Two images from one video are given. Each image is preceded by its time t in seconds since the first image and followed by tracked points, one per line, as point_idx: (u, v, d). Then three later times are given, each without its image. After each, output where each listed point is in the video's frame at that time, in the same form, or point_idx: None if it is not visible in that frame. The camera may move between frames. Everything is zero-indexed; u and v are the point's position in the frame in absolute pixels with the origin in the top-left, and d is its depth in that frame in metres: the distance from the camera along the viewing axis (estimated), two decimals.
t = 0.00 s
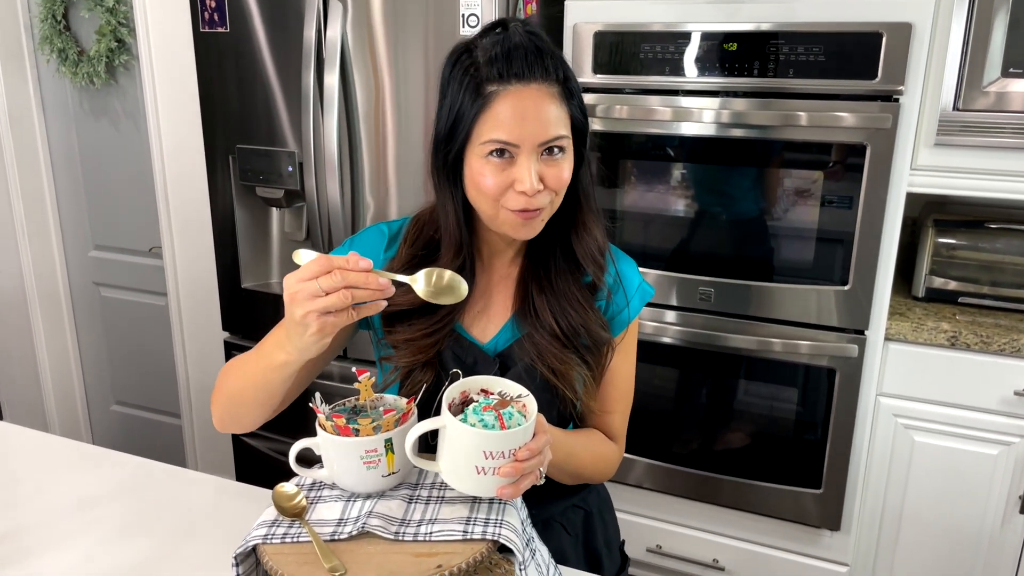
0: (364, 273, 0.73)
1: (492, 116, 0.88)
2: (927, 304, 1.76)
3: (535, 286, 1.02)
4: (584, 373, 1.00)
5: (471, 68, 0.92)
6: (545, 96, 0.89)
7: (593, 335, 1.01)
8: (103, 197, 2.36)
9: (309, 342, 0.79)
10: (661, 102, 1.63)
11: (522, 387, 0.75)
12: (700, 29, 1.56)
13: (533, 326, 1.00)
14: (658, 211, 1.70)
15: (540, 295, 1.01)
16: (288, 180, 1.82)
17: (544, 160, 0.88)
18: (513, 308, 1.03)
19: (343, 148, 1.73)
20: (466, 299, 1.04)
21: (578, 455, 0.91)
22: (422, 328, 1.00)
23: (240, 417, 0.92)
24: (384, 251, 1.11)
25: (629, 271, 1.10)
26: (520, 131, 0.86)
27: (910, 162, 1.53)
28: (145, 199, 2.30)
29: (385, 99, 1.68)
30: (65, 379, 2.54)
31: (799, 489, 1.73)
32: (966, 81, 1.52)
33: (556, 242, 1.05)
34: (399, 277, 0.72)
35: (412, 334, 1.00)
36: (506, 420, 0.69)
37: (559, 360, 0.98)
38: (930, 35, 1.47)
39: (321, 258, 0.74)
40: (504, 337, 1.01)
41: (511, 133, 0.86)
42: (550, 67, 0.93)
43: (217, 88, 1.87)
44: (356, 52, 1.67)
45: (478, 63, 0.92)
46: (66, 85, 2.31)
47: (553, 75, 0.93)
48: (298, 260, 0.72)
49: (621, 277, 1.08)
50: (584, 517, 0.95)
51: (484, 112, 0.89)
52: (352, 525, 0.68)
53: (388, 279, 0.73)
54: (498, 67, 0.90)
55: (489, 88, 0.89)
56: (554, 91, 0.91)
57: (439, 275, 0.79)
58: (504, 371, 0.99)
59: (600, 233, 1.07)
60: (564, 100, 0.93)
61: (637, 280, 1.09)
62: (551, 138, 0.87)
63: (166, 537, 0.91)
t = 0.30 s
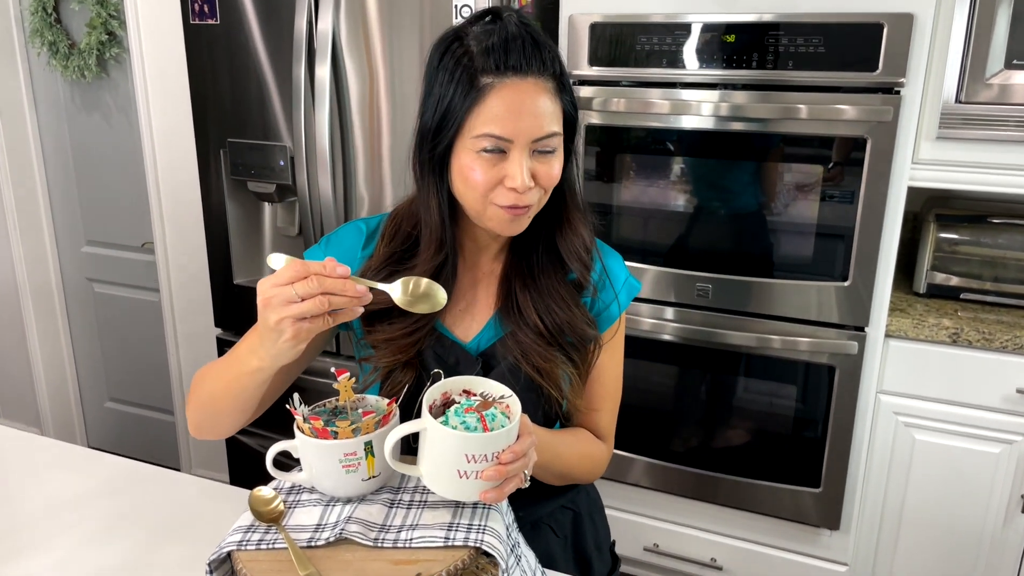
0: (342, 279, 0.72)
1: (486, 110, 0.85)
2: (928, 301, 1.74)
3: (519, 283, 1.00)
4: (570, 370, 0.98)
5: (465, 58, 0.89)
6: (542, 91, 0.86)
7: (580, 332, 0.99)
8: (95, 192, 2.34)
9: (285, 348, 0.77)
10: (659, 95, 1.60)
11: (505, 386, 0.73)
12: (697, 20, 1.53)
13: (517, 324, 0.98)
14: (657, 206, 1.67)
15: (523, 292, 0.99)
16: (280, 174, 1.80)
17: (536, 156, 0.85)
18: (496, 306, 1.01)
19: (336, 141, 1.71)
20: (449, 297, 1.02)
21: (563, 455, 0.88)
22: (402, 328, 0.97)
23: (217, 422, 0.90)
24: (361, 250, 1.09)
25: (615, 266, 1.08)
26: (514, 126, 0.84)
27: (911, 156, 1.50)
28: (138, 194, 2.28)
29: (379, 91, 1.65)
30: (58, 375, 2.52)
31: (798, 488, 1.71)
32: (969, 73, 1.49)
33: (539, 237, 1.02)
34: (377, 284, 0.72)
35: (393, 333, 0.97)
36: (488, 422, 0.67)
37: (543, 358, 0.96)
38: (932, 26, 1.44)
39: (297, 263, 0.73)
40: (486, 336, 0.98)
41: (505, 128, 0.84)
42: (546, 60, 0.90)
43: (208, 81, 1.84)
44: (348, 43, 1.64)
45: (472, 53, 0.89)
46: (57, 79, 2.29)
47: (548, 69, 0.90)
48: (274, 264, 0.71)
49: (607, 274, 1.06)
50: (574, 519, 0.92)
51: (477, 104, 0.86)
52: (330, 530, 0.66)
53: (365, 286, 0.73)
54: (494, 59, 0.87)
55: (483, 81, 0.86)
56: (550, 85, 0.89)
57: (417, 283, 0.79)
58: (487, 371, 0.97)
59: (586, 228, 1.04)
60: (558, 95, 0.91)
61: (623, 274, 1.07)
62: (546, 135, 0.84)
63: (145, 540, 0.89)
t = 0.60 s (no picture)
0: (331, 271, 0.70)
1: (485, 98, 0.83)
2: (932, 292, 1.72)
3: (514, 275, 0.98)
4: (566, 364, 0.96)
5: (465, 44, 0.87)
6: (543, 81, 0.84)
7: (576, 326, 0.98)
8: (92, 181, 2.32)
9: (274, 340, 0.76)
10: (661, 83, 1.58)
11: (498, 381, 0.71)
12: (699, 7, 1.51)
13: (512, 317, 0.96)
14: (658, 195, 1.66)
15: (519, 285, 0.98)
16: (277, 163, 1.78)
17: (535, 147, 0.84)
18: (492, 299, 0.99)
19: (333, 130, 1.69)
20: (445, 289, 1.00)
21: (558, 449, 0.86)
22: (396, 319, 0.96)
23: (209, 417, 0.89)
24: (354, 241, 1.08)
25: (614, 258, 1.06)
26: (513, 115, 0.82)
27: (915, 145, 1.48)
28: (135, 183, 2.26)
29: (377, 79, 1.63)
30: (57, 364, 2.52)
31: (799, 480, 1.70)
32: (975, 61, 1.47)
33: (536, 229, 1.01)
34: (367, 276, 0.71)
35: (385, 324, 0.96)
36: (480, 416, 0.65)
37: (539, 351, 0.94)
38: (938, 13, 1.41)
39: (286, 254, 0.72)
40: (481, 329, 0.97)
41: (504, 118, 0.82)
42: (549, 49, 0.88)
43: (204, 69, 1.82)
44: (344, 30, 1.62)
45: (472, 39, 0.87)
46: (53, 66, 2.27)
47: (550, 58, 0.88)
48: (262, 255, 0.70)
49: (607, 266, 1.04)
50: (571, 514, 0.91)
51: (476, 92, 0.84)
52: (321, 528, 0.65)
53: (355, 279, 0.71)
54: (496, 46, 0.85)
55: (483, 67, 0.85)
56: (552, 75, 0.87)
57: (405, 274, 0.76)
58: (482, 364, 0.95)
59: (584, 220, 1.03)
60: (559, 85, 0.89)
61: (621, 266, 1.05)
62: (545, 125, 0.83)
63: (138, 533, 0.88)
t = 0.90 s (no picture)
0: (344, 265, 0.70)
1: (499, 91, 0.82)
2: (941, 285, 1.71)
3: (525, 272, 0.97)
4: (577, 362, 0.95)
5: (478, 37, 0.85)
6: (559, 74, 0.83)
7: (588, 324, 0.97)
8: (94, 169, 2.31)
9: (286, 336, 0.75)
10: (667, 73, 1.56)
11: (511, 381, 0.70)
12: None
13: (523, 314, 0.95)
14: (662, 184, 1.64)
15: (530, 282, 0.97)
16: (281, 153, 1.77)
17: (550, 141, 0.82)
18: (502, 295, 0.99)
19: (337, 120, 1.67)
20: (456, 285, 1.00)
21: (569, 449, 0.85)
22: (405, 316, 0.95)
23: (218, 414, 0.88)
24: (363, 236, 1.06)
25: (627, 255, 1.05)
26: (529, 108, 0.80)
27: (927, 137, 1.46)
28: (137, 172, 2.25)
29: (381, 69, 1.61)
30: (59, 354, 2.51)
31: (806, 473, 1.69)
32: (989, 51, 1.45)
33: (547, 226, 1.00)
34: (381, 270, 0.70)
35: (393, 323, 0.95)
36: (493, 417, 0.64)
37: (550, 350, 0.93)
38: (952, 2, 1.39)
39: (298, 249, 0.70)
40: (492, 326, 0.96)
41: (519, 111, 0.80)
42: (564, 41, 0.87)
43: (207, 57, 1.80)
44: (348, 19, 1.60)
45: (486, 31, 0.86)
46: (54, 54, 2.25)
47: (566, 50, 0.87)
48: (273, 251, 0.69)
49: (619, 263, 1.03)
50: (581, 513, 0.90)
51: (490, 85, 0.82)
52: (331, 531, 0.64)
53: (368, 272, 0.71)
54: (510, 38, 0.84)
55: (497, 60, 0.83)
56: (567, 67, 0.85)
57: (417, 268, 0.77)
58: (492, 362, 0.94)
59: (596, 216, 1.02)
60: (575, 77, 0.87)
61: (634, 263, 1.04)
62: (561, 118, 0.81)
63: (144, 531, 0.87)
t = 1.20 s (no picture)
0: (357, 246, 0.69)
1: (519, 83, 0.79)
2: (954, 277, 1.69)
3: (540, 270, 0.96)
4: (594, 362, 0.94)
5: (503, 25, 0.83)
6: (584, 69, 0.80)
7: (604, 323, 0.95)
8: (98, 159, 2.29)
9: (303, 325, 0.74)
10: (677, 62, 1.53)
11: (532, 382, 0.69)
12: None
13: (538, 313, 0.94)
14: (670, 173, 1.62)
15: (545, 280, 0.95)
16: (287, 144, 1.75)
17: (568, 136, 0.80)
18: (516, 292, 0.97)
19: (344, 110, 1.65)
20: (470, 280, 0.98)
21: (587, 449, 0.84)
22: (420, 311, 0.93)
23: (236, 416, 0.87)
24: (374, 230, 1.05)
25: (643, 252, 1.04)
26: (550, 102, 0.78)
27: (944, 128, 1.44)
28: (141, 162, 2.23)
29: (387, 58, 1.59)
30: (64, 345, 2.50)
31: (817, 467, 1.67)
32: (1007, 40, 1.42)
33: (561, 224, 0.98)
34: (394, 249, 0.70)
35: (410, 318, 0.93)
36: (514, 420, 0.62)
37: (566, 349, 0.91)
38: None
39: (309, 236, 0.70)
40: (506, 323, 0.94)
41: (540, 104, 0.78)
42: (590, 35, 0.84)
43: (212, 46, 1.78)
44: (355, 7, 1.57)
45: (511, 20, 0.83)
46: (57, 42, 2.23)
47: (591, 45, 0.84)
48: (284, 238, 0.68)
49: (635, 261, 1.02)
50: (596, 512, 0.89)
51: (511, 76, 0.80)
52: (346, 534, 0.62)
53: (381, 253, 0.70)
54: (535, 28, 0.81)
55: (521, 51, 0.81)
56: (592, 62, 0.83)
57: (430, 242, 0.77)
58: (507, 359, 0.92)
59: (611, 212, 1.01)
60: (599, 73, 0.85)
61: (650, 260, 1.04)
62: (582, 114, 0.79)
63: (153, 531, 0.85)
